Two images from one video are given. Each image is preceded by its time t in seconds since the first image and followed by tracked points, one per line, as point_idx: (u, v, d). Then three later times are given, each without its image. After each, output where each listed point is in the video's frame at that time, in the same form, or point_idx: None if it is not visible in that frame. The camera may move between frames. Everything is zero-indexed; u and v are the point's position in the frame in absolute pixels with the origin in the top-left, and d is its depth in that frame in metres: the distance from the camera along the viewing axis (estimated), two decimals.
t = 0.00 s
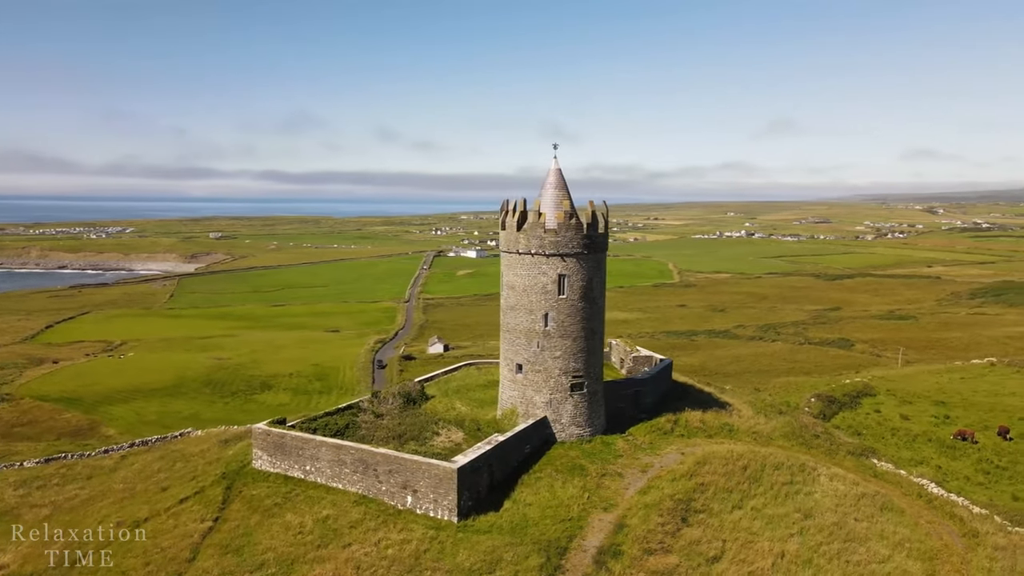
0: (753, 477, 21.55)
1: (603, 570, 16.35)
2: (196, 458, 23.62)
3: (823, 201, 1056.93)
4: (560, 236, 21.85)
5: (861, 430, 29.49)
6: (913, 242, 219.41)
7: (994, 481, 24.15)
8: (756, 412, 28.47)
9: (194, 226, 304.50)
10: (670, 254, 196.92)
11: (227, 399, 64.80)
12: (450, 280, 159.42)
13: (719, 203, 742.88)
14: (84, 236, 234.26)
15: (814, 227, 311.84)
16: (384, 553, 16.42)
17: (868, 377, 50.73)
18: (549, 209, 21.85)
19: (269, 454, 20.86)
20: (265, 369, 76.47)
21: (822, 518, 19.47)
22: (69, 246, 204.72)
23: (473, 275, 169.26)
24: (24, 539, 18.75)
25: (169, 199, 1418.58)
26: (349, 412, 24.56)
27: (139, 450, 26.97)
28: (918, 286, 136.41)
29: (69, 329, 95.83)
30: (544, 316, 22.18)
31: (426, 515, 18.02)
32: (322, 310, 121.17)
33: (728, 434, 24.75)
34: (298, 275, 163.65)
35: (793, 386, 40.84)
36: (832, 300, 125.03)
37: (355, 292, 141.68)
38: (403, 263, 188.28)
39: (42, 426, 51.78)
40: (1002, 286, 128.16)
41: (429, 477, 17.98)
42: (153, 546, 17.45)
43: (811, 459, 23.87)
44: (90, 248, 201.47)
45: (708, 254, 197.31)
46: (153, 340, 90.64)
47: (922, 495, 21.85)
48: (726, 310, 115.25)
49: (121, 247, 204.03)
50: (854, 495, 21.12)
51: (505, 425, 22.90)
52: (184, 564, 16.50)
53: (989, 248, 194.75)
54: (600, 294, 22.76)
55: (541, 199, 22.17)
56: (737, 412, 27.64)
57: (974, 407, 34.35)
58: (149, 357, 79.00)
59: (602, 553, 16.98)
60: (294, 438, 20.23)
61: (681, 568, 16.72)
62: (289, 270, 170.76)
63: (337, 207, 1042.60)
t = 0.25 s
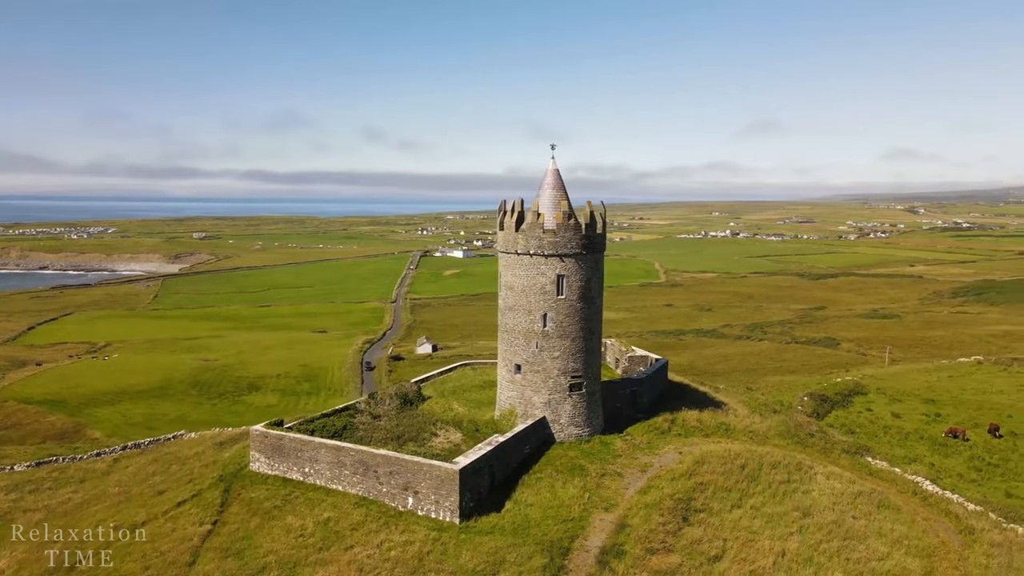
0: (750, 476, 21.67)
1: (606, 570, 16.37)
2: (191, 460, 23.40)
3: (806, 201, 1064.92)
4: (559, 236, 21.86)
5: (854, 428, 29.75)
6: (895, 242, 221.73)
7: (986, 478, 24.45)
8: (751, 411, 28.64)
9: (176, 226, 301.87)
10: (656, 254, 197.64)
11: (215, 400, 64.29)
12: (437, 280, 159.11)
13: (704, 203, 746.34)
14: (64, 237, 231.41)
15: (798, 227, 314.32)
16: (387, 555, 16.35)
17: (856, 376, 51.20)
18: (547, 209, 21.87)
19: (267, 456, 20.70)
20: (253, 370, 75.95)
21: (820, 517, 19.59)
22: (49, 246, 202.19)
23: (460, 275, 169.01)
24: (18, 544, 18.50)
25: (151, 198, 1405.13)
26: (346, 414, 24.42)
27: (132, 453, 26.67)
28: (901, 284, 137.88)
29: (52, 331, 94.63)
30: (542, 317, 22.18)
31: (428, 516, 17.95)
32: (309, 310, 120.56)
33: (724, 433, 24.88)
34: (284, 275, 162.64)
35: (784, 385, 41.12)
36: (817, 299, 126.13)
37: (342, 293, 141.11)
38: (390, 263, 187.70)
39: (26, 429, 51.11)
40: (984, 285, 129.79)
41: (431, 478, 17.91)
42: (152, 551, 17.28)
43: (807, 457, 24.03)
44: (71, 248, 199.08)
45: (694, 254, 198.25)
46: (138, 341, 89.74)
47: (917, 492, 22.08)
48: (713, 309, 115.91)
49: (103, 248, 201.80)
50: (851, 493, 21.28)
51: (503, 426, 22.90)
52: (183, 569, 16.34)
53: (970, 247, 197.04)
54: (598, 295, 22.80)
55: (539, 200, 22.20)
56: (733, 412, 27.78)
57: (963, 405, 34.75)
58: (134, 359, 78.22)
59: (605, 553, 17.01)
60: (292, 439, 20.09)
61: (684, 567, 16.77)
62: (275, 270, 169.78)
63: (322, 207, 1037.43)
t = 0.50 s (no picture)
0: (749, 475, 21.77)
1: (610, 570, 16.40)
2: (187, 463, 23.20)
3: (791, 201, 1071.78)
4: (558, 236, 21.87)
5: (847, 427, 29.97)
6: (878, 241, 223.86)
7: (979, 475, 24.73)
8: (746, 410, 28.80)
9: (159, 226, 299.02)
10: (642, 254, 198.25)
11: (202, 402, 63.77)
12: (424, 280, 158.69)
13: (689, 203, 749.10)
14: (45, 237, 228.47)
15: (782, 227, 316.48)
16: (390, 557, 16.29)
17: (843, 375, 51.60)
18: (546, 210, 21.88)
19: (265, 458, 20.56)
20: (240, 371, 75.43)
21: (819, 515, 19.72)
22: (29, 246, 199.55)
23: (447, 275, 168.67)
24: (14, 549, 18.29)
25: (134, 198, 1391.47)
26: (343, 415, 24.29)
27: (125, 456, 26.38)
28: (885, 283, 139.31)
29: (34, 332, 93.39)
30: (541, 317, 22.17)
31: (430, 518, 17.90)
32: (295, 311, 119.89)
33: (721, 432, 25.00)
34: (270, 275, 161.62)
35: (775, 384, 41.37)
36: (803, 298, 127.13)
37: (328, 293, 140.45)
38: (376, 263, 187.01)
39: (10, 432, 50.43)
40: (966, 284, 131.27)
41: (433, 480, 17.86)
42: (150, 555, 17.11)
43: (803, 456, 24.19)
44: (52, 249, 196.62)
45: (680, 253, 199.01)
46: (123, 342, 88.79)
47: (913, 490, 22.30)
48: (700, 309, 116.51)
49: (85, 248, 199.50)
50: (848, 492, 21.45)
51: (502, 427, 22.87)
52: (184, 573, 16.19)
53: (952, 247, 199.20)
54: (596, 295, 22.82)
55: (538, 200, 22.16)
56: (728, 411, 27.91)
57: (953, 403, 35.14)
58: (119, 360, 77.41)
59: (608, 553, 17.02)
60: (291, 441, 19.96)
61: (687, 566, 16.82)
62: (260, 271, 168.68)
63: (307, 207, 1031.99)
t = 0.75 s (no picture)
0: (747, 474, 21.89)
1: (613, 570, 16.43)
2: (182, 465, 22.99)
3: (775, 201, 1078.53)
4: (557, 237, 21.89)
5: (840, 425, 30.23)
6: (861, 241, 226.11)
7: (972, 472, 25.06)
8: (742, 409, 28.97)
9: (141, 226, 296.08)
10: (629, 253, 198.93)
11: (190, 404, 63.29)
12: (411, 280, 158.23)
13: (674, 203, 752.44)
14: (25, 237, 225.64)
15: (766, 227, 318.58)
16: (393, 559, 16.22)
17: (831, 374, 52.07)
18: (544, 210, 21.92)
19: (263, 461, 20.42)
20: (228, 373, 74.84)
21: (817, 513, 19.87)
22: (10, 247, 196.85)
23: (434, 275, 168.29)
24: (10, 555, 18.08)
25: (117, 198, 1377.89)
26: (340, 417, 24.16)
27: (117, 459, 26.13)
28: (869, 283, 140.75)
29: (16, 334, 92.19)
30: (540, 317, 22.18)
31: (432, 519, 17.85)
32: (282, 311, 119.27)
33: (718, 431, 25.14)
34: (255, 276, 160.49)
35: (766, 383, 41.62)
36: (788, 298, 128.13)
37: (315, 293, 139.85)
38: (363, 263, 186.23)
39: None
40: (949, 283, 132.86)
41: (435, 481, 17.81)
42: (150, 559, 16.96)
43: (800, 455, 24.35)
44: (33, 250, 194.08)
45: (666, 253, 199.90)
46: (107, 344, 87.85)
47: (908, 488, 22.53)
48: (686, 308, 117.13)
49: (67, 249, 197.16)
50: (845, 489, 21.64)
51: (501, 428, 22.84)
52: None
53: (933, 246, 201.45)
54: (594, 295, 22.87)
55: (536, 200, 22.15)
56: (724, 410, 28.05)
57: (943, 401, 35.56)
58: (104, 362, 76.55)
59: (610, 553, 17.06)
60: (290, 443, 19.83)
61: (689, 565, 16.87)
62: (245, 271, 167.54)
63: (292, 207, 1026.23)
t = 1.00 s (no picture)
0: (745, 472, 22.01)
1: (617, 570, 16.45)
2: (178, 468, 22.77)
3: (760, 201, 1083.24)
4: (556, 237, 21.88)
5: (834, 423, 30.45)
6: (845, 240, 228.08)
7: (965, 469, 25.34)
8: (737, 408, 29.12)
9: (123, 226, 293.09)
10: (615, 253, 199.47)
11: (177, 406, 62.75)
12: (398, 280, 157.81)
13: (660, 203, 754.91)
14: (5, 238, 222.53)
15: (751, 226, 319.95)
16: (397, 560, 16.17)
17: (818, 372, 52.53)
18: (543, 210, 21.91)
19: (262, 463, 20.26)
20: (215, 374, 74.25)
21: (816, 511, 19.98)
22: None
23: (422, 275, 167.91)
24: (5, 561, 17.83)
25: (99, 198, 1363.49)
26: (338, 418, 24.04)
27: (111, 462, 25.84)
28: (853, 282, 141.97)
29: None
30: (539, 318, 22.18)
31: (434, 520, 17.80)
32: (269, 312, 118.58)
33: (715, 430, 25.25)
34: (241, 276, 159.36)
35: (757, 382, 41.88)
36: (774, 297, 128.96)
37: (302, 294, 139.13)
38: (349, 264, 185.49)
39: None
40: (932, 281, 134.40)
41: (437, 482, 17.75)
42: (150, 563, 16.80)
43: (796, 453, 24.52)
44: (13, 250, 191.49)
45: (652, 253, 200.60)
46: (91, 345, 86.86)
47: (904, 485, 22.74)
48: (674, 307, 117.62)
49: (48, 250, 194.69)
50: (842, 487, 21.79)
51: (500, 428, 22.82)
52: None
53: (916, 245, 203.58)
54: (593, 295, 22.88)
55: (534, 200, 22.11)
56: (720, 409, 28.17)
57: (933, 398, 35.92)
58: (89, 364, 75.71)
59: (613, 553, 17.08)
60: (289, 445, 19.71)
61: (692, 564, 16.92)
62: (231, 272, 166.32)
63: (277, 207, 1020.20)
